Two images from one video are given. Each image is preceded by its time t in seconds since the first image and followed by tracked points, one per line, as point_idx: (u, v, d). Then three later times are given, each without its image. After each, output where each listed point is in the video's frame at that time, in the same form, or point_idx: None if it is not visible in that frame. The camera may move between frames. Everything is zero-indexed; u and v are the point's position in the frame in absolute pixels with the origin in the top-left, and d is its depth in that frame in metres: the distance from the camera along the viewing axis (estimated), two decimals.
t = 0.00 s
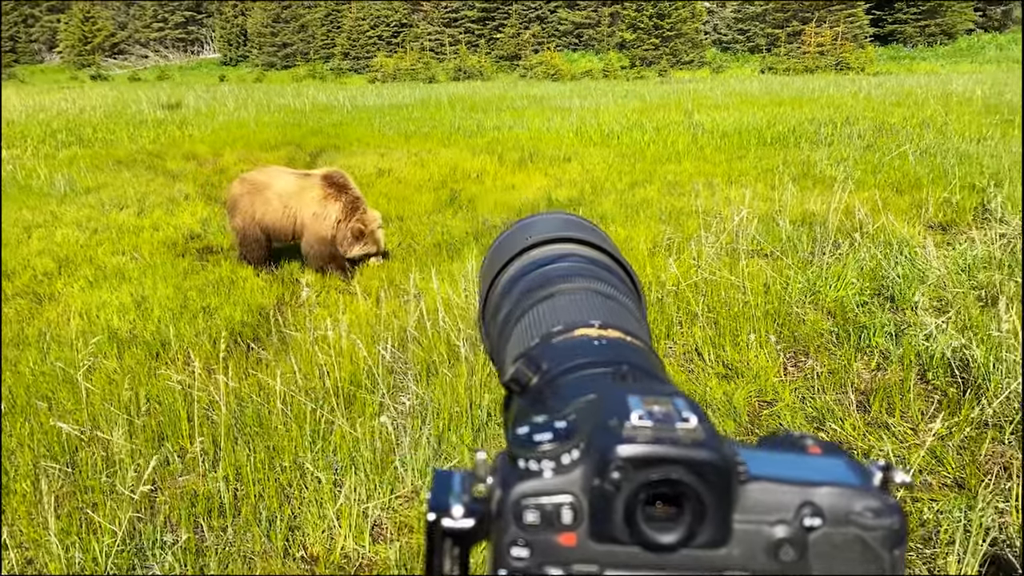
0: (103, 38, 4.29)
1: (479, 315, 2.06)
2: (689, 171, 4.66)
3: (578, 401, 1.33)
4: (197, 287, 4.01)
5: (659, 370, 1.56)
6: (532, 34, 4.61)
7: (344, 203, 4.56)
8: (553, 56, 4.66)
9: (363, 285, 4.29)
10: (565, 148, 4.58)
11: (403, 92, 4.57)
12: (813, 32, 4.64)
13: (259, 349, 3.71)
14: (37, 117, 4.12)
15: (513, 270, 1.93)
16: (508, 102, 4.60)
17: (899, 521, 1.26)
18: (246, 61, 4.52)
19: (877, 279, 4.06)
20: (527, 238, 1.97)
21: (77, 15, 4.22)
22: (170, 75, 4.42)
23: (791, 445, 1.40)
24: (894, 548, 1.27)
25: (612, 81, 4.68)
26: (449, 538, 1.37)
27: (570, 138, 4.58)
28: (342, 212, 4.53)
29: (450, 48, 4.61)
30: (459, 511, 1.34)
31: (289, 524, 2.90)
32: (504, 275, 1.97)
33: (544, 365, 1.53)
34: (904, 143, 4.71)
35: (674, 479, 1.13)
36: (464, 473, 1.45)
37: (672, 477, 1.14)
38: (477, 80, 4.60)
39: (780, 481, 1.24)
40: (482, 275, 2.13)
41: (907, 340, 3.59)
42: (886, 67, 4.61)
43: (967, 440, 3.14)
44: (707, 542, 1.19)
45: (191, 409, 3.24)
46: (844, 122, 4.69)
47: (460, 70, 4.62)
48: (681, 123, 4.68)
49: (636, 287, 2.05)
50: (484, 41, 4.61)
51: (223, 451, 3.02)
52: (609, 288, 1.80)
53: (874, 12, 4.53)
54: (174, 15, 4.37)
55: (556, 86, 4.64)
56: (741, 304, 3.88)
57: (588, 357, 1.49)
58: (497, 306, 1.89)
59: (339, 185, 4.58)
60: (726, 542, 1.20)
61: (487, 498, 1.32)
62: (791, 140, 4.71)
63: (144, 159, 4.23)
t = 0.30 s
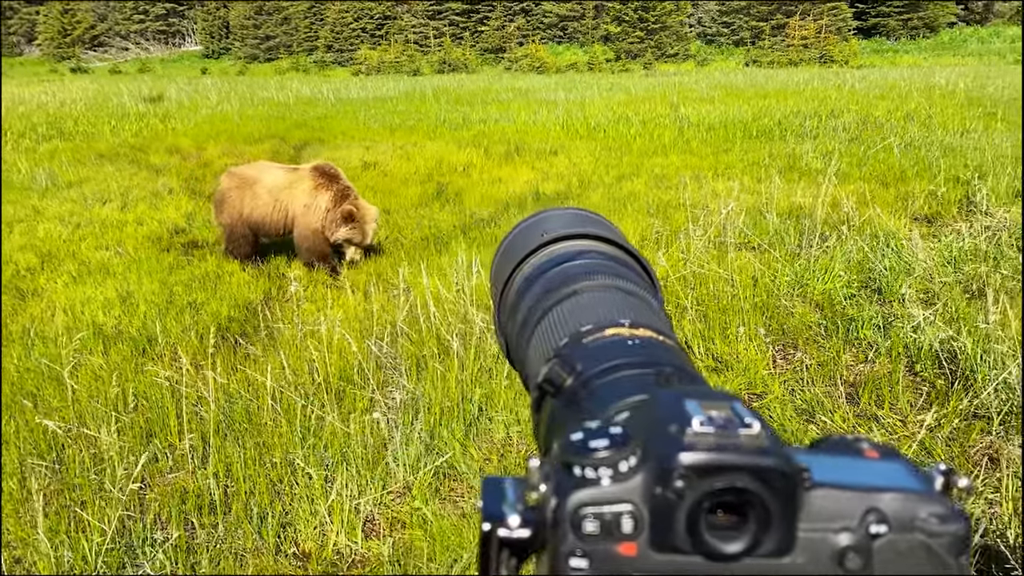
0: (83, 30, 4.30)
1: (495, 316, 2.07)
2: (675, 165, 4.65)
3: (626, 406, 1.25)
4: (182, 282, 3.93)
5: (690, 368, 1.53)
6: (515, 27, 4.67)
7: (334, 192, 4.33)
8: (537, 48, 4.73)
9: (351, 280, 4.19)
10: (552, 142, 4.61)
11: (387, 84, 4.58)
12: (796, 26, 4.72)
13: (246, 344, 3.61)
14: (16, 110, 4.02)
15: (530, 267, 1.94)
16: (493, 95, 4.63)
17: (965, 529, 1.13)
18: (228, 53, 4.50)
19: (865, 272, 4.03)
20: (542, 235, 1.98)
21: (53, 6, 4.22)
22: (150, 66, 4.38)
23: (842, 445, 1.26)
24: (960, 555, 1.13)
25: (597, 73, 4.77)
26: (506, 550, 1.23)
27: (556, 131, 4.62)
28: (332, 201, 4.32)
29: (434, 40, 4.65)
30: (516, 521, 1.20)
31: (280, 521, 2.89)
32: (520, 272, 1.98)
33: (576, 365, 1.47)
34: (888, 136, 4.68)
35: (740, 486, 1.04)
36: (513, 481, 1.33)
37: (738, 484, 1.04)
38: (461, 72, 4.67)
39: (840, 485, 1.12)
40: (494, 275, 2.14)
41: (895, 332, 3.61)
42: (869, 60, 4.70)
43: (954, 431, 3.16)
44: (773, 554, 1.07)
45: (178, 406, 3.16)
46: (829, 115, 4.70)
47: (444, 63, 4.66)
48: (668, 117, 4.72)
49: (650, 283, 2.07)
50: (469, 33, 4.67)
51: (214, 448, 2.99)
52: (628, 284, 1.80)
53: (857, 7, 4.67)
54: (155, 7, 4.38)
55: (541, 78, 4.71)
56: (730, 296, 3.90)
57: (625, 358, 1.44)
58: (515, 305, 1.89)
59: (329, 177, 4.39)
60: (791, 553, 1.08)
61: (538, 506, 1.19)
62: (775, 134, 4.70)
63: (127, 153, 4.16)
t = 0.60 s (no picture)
0: (64, 24, 4.18)
1: (507, 313, 2.08)
2: (663, 158, 4.78)
3: (672, 409, 1.20)
4: (169, 279, 3.87)
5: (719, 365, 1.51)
6: (501, 20, 4.90)
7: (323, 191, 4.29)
8: (523, 42, 4.99)
9: (340, 276, 4.13)
10: (539, 137, 4.76)
11: (372, 80, 4.82)
12: (782, 19, 4.98)
13: (235, 340, 3.53)
14: None
15: (544, 264, 1.96)
16: (478, 89, 4.89)
17: (1019, 528, 1.04)
18: (212, 48, 4.70)
19: (853, 265, 4.06)
20: (555, 232, 2.00)
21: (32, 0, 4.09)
22: (133, 61, 4.53)
23: (885, 443, 1.18)
24: (1014, 556, 1.04)
25: (584, 68, 5.10)
26: (555, 557, 1.07)
27: (543, 125, 4.81)
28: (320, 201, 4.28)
29: (419, 34, 4.91)
30: (565, 525, 1.05)
31: (272, 520, 2.83)
32: (534, 269, 2.00)
33: (606, 364, 1.46)
34: (874, 129, 4.85)
35: (795, 488, 0.95)
36: (559, 482, 1.21)
37: (793, 486, 0.96)
38: (447, 67, 4.96)
39: (890, 485, 1.03)
40: (504, 270, 2.17)
41: (884, 326, 3.63)
42: (853, 53, 5.02)
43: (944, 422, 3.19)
44: (827, 557, 0.99)
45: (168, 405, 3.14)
46: (815, 109, 4.90)
47: (429, 58, 4.97)
48: (654, 110, 4.97)
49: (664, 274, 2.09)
50: (454, 27, 4.91)
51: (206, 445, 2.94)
52: (645, 280, 1.81)
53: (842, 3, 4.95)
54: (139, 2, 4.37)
55: (527, 72, 4.98)
56: (719, 291, 3.86)
57: (659, 359, 1.42)
58: (531, 302, 1.90)
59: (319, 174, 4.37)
60: (846, 556, 1.00)
61: (586, 509, 1.07)
62: (763, 127, 4.93)
63: (111, 148, 4.18)
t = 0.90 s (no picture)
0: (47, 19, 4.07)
1: (513, 309, 2.07)
2: (652, 153, 4.77)
3: (699, 404, 1.24)
4: (157, 277, 3.81)
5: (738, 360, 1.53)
6: (489, 15, 4.77)
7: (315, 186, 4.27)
8: (511, 38, 4.86)
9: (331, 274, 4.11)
10: (527, 132, 4.70)
11: (360, 76, 4.66)
12: (768, 15, 4.94)
13: (225, 338, 3.49)
14: None
15: (549, 261, 1.96)
16: (466, 85, 4.78)
17: None
18: (197, 43, 4.52)
19: (842, 259, 4.07)
20: (560, 229, 2.01)
21: None
22: (117, 57, 4.50)
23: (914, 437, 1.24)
24: None
25: (571, 63, 5.00)
26: (588, 557, 1.11)
27: (532, 121, 4.75)
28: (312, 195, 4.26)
29: (406, 29, 4.72)
30: (599, 525, 1.10)
31: (264, 518, 2.81)
32: (538, 266, 2.00)
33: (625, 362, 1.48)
34: (862, 125, 4.91)
35: (832, 486, 1.01)
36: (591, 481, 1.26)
37: (829, 484, 1.01)
38: (434, 62, 4.81)
39: (930, 484, 1.09)
40: (508, 266, 2.17)
41: (874, 320, 3.64)
42: (841, 48, 5.12)
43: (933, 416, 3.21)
44: (862, 554, 1.05)
45: (157, 403, 3.11)
46: (803, 104, 4.97)
47: (416, 53, 4.79)
48: (642, 106, 4.94)
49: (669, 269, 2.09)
50: (442, 22, 4.76)
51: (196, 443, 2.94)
52: (654, 275, 1.81)
53: None
54: None
55: (515, 68, 4.91)
56: (710, 287, 3.86)
57: (679, 356, 1.43)
58: (538, 300, 1.90)
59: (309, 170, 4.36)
60: (880, 552, 1.06)
61: (618, 510, 1.13)
62: (751, 123, 4.94)
63: (96, 144, 4.11)
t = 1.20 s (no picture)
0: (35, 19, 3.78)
1: (513, 305, 2.09)
2: (641, 152, 4.72)
3: (704, 398, 1.29)
4: (147, 277, 3.72)
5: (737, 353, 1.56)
6: (477, 15, 4.67)
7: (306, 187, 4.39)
8: (499, 37, 4.74)
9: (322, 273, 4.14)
10: (516, 132, 4.60)
11: (347, 74, 4.51)
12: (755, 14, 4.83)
13: (216, 338, 3.49)
14: None
15: (547, 257, 1.98)
16: (455, 84, 4.62)
17: None
18: (185, 42, 4.26)
19: (829, 258, 4.12)
20: (558, 225, 2.03)
21: None
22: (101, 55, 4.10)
23: (917, 430, 1.31)
24: None
25: (559, 62, 4.80)
26: (599, 547, 1.15)
27: (520, 121, 4.62)
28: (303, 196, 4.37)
29: (395, 29, 4.62)
30: (609, 516, 1.15)
31: (256, 517, 2.82)
32: (536, 261, 2.01)
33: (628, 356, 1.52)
34: (848, 123, 4.89)
35: (836, 475, 1.07)
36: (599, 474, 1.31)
37: (834, 473, 1.07)
38: (422, 62, 4.66)
39: (932, 474, 1.16)
40: (505, 264, 2.18)
41: (861, 317, 3.66)
42: (826, 48, 4.94)
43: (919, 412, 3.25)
44: (866, 541, 1.12)
45: (147, 403, 3.10)
46: (789, 103, 4.84)
47: (405, 52, 4.64)
48: (631, 105, 4.77)
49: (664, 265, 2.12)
50: (430, 21, 4.65)
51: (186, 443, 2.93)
52: (652, 270, 1.84)
53: None
54: None
55: (503, 67, 4.74)
56: (698, 285, 3.89)
57: (682, 350, 1.46)
58: (537, 296, 1.91)
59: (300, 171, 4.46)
60: (884, 540, 1.13)
61: (627, 500, 1.18)
62: (738, 120, 4.84)
63: (83, 144, 3.87)
